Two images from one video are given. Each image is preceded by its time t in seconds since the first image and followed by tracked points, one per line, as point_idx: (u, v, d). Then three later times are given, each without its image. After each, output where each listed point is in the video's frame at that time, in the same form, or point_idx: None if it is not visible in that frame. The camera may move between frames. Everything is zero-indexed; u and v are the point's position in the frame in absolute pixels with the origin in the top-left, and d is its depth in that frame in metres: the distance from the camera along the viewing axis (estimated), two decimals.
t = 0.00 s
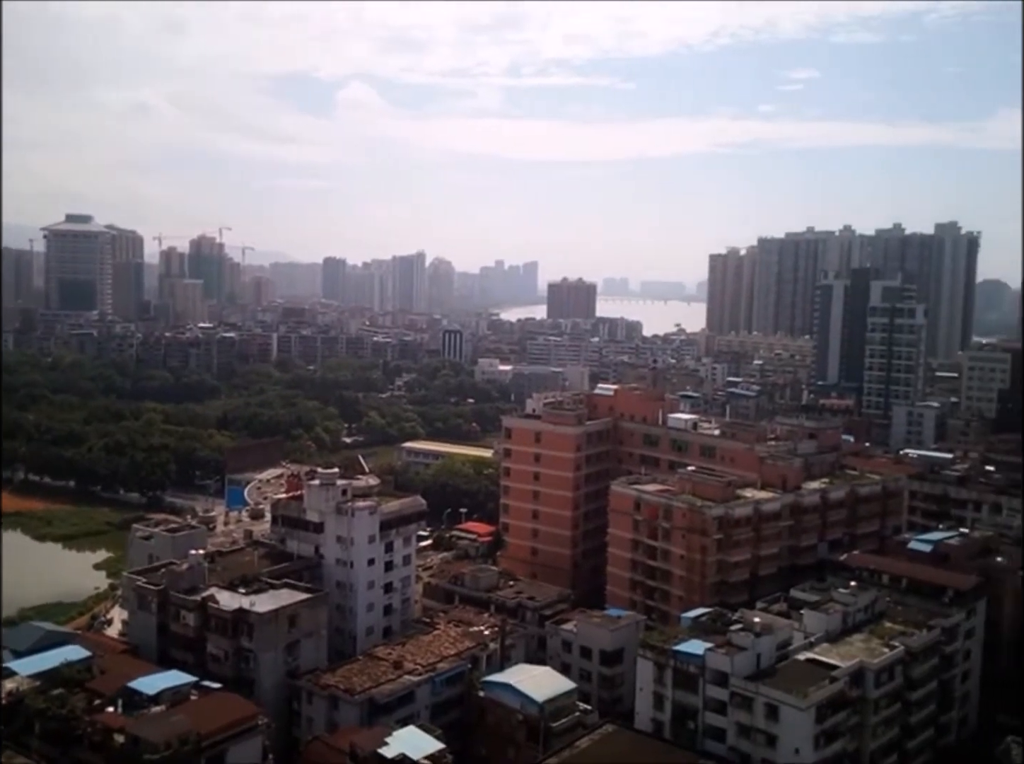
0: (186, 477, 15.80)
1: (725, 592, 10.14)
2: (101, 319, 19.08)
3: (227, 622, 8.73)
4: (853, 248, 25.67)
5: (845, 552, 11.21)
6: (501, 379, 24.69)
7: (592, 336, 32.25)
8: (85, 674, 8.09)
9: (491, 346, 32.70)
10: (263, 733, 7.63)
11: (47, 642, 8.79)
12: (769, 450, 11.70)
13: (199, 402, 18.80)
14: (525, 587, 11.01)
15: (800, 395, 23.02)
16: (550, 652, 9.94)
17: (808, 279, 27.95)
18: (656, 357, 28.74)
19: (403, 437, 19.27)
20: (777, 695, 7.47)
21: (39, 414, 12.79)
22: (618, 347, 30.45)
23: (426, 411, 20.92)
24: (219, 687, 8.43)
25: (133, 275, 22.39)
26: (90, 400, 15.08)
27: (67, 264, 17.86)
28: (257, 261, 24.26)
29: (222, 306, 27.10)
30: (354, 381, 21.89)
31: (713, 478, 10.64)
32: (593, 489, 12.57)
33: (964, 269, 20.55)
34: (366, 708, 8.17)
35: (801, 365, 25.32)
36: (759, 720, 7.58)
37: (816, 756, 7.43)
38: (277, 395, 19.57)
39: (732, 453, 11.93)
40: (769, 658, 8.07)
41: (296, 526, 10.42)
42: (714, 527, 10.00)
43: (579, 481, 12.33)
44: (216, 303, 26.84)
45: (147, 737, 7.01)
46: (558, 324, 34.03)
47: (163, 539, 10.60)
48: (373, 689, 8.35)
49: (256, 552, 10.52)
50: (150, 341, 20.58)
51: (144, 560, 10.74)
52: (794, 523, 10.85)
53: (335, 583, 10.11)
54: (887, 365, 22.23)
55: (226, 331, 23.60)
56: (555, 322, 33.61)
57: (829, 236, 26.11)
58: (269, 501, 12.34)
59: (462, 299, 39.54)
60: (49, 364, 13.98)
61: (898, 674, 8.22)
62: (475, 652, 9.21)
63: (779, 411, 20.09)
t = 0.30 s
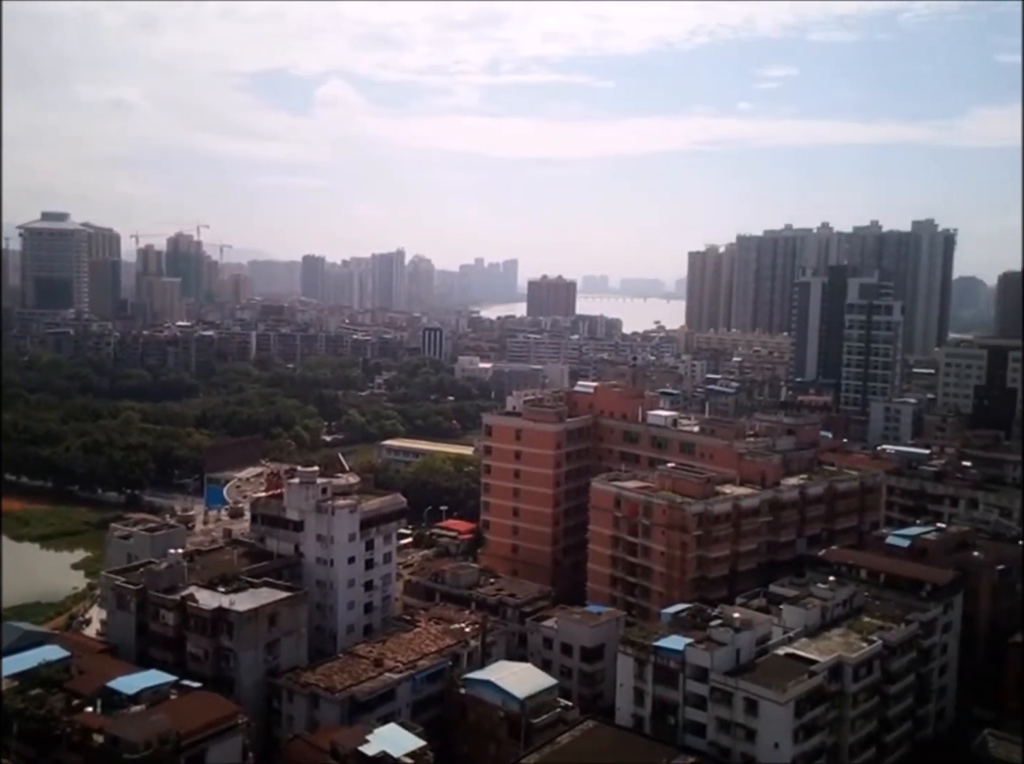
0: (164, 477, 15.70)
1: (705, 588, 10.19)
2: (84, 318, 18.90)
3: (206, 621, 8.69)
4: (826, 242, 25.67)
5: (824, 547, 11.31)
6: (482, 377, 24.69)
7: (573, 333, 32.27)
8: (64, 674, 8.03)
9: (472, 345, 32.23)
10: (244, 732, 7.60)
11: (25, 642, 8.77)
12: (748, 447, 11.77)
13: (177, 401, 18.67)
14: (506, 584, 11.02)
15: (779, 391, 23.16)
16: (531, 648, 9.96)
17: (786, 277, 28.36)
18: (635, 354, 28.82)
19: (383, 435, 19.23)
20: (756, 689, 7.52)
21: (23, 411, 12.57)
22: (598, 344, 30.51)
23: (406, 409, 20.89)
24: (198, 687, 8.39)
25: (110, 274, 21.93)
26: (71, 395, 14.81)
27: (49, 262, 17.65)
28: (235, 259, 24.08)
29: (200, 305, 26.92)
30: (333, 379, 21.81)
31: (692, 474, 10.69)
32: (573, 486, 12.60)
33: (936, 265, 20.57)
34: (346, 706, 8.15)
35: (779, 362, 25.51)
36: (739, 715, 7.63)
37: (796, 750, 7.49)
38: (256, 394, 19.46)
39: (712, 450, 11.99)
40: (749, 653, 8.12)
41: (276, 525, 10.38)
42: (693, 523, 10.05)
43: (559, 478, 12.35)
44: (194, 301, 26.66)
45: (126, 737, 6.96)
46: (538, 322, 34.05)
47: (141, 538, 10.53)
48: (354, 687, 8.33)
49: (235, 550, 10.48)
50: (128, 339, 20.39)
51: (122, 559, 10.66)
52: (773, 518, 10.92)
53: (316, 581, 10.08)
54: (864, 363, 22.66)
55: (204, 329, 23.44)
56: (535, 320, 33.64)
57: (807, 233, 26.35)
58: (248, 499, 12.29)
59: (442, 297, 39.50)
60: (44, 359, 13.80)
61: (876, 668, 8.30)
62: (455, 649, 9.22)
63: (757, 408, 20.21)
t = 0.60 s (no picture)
0: (144, 476, 15.58)
1: (685, 584, 10.24)
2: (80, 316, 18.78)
3: (186, 621, 8.65)
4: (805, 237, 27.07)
5: (803, 542, 11.39)
6: (463, 375, 24.71)
7: (554, 330, 32.31)
8: (43, 674, 7.96)
9: (453, 342, 32.29)
10: (225, 731, 7.58)
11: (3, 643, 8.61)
12: (728, 443, 11.83)
13: (157, 399, 18.55)
14: (488, 581, 11.03)
15: (759, 387, 23.29)
16: (513, 645, 9.98)
17: (765, 274, 28.59)
18: (617, 351, 28.91)
19: (365, 433, 19.20)
20: (736, 685, 7.57)
21: (24, 416, 12.40)
22: (580, 341, 30.57)
23: (388, 407, 20.86)
24: (179, 687, 8.35)
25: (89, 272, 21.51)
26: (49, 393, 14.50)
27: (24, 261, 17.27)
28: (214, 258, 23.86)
29: (179, 302, 26.73)
30: (314, 377, 21.74)
31: (673, 471, 10.74)
32: (555, 483, 12.63)
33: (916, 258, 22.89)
34: (328, 705, 8.15)
35: (759, 359, 25.68)
36: (720, 710, 7.68)
37: (776, 745, 7.55)
38: (236, 392, 19.37)
39: (692, 446, 12.04)
40: (729, 648, 8.17)
41: (257, 524, 10.34)
42: (674, 520, 10.08)
43: (541, 475, 12.37)
44: (172, 299, 26.48)
45: (107, 737, 6.91)
46: (519, 318, 34.05)
47: (121, 538, 10.46)
48: (336, 686, 8.32)
49: (216, 550, 10.43)
50: (106, 337, 20.22)
51: (102, 559, 10.59)
52: (753, 514, 10.98)
53: (297, 580, 10.05)
54: (843, 360, 22.70)
55: (184, 327, 23.29)
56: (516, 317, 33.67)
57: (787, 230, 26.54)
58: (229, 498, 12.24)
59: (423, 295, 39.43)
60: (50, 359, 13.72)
61: (855, 662, 8.37)
62: (437, 647, 9.23)
63: (737, 404, 20.33)
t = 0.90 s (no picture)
0: (126, 475, 15.47)
1: (670, 580, 10.28)
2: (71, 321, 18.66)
3: (170, 621, 8.60)
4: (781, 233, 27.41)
5: (787, 539, 11.47)
6: (448, 373, 24.72)
7: (538, 327, 32.33)
8: (26, 675, 7.89)
9: (437, 340, 32.27)
10: (210, 731, 7.54)
11: None
12: (712, 441, 11.88)
13: (139, 398, 18.40)
14: (473, 579, 11.03)
15: (742, 385, 23.42)
16: (499, 643, 9.99)
17: (748, 272, 28.74)
18: (601, 349, 28.97)
19: (349, 431, 19.16)
20: (721, 681, 7.62)
21: (9, 418, 12.15)
22: (564, 339, 30.60)
23: (372, 405, 20.82)
24: (164, 687, 8.31)
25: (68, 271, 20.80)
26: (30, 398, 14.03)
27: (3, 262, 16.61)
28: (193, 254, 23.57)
29: (161, 299, 26.52)
30: (297, 375, 21.63)
31: (658, 469, 10.78)
32: (540, 481, 12.64)
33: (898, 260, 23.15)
34: (314, 704, 8.13)
35: (742, 357, 25.83)
36: (705, 706, 7.72)
37: (761, 740, 7.61)
38: (219, 390, 19.27)
39: (677, 444, 12.08)
40: (714, 645, 8.22)
41: (241, 522, 10.30)
42: (659, 517, 10.11)
43: (526, 473, 12.38)
44: (154, 296, 26.27)
45: (91, 738, 6.87)
46: (503, 316, 34.02)
47: (104, 537, 10.39)
48: (322, 685, 8.30)
49: (200, 549, 10.38)
50: (87, 335, 20.03)
51: (84, 559, 10.50)
52: (736, 511, 11.04)
53: (282, 579, 10.02)
54: (825, 358, 22.84)
55: (166, 325, 23.11)
56: (500, 314, 33.63)
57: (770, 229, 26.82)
58: (212, 497, 12.18)
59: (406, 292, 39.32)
60: (30, 357, 13.46)
61: (839, 658, 8.44)
62: (423, 646, 9.23)
63: (721, 402, 20.43)
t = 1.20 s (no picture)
0: (103, 473, 15.30)
1: (649, 576, 10.32)
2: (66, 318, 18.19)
3: (147, 619, 8.54)
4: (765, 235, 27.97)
5: (765, 534, 11.55)
6: (428, 370, 24.71)
7: (519, 324, 32.35)
8: None
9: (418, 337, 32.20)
10: (188, 730, 7.50)
11: None
12: (691, 437, 11.93)
13: (116, 396, 18.19)
14: (453, 577, 11.03)
15: (721, 382, 23.55)
16: (478, 640, 10.00)
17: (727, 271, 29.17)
18: (581, 347, 29.03)
19: (328, 429, 19.10)
20: (699, 675, 7.66)
21: None
22: (545, 337, 30.62)
23: (352, 402, 20.76)
24: (141, 686, 8.25)
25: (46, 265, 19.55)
26: None
27: None
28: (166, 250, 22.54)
29: (138, 296, 26.22)
30: (277, 372, 21.50)
31: (637, 466, 10.81)
32: (520, 478, 12.65)
33: (870, 251, 22.52)
34: (292, 701, 8.11)
35: (721, 355, 25.96)
36: (683, 701, 7.76)
37: (738, 735, 7.66)
38: (197, 387, 19.10)
39: (656, 441, 12.13)
40: (692, 640, 8.26)
41: (219, 520, 10.24)
42: (638, 513, 10.15)
43: (506, 470, 12.38)
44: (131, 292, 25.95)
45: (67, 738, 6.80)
46: (483, 314, 33.98)
47: (80, 536, 10.29)
48: (300, 683, 8.28)
49: (177, 547, 10.31)
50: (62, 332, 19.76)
51: (59, 558, 10.39)
52: (715, 507, 11.09)
53: (261, 577, 9.98)
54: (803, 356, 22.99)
55: (143, 322, 22.86)
56: (480, 312, 33.59)
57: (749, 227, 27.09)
58: (190, 495, 12.10)
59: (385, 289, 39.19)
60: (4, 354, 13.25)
61: (816, 652, 8.51)
62: (403, 643, 9.22)
63: (700, 400, 20.53)
